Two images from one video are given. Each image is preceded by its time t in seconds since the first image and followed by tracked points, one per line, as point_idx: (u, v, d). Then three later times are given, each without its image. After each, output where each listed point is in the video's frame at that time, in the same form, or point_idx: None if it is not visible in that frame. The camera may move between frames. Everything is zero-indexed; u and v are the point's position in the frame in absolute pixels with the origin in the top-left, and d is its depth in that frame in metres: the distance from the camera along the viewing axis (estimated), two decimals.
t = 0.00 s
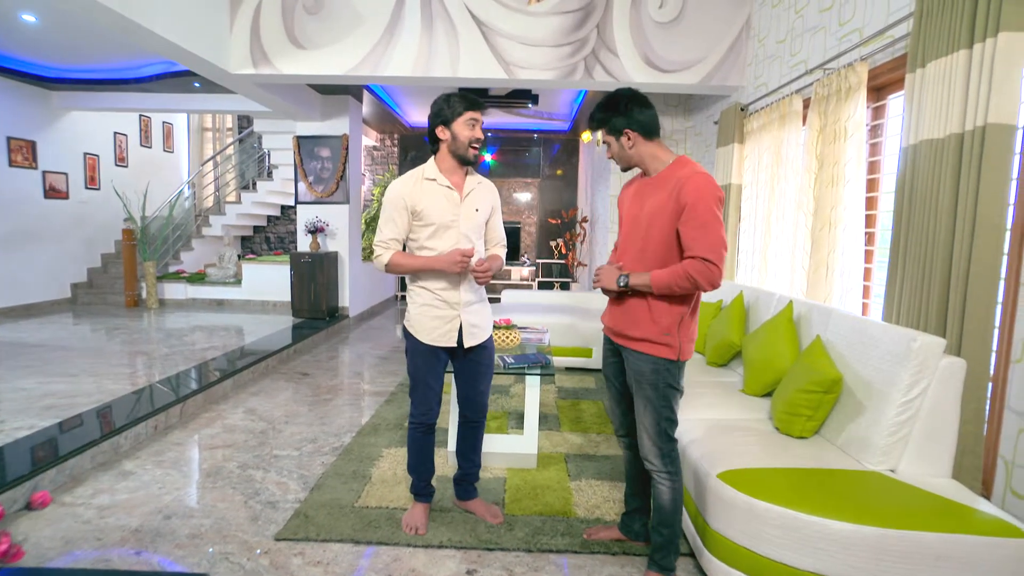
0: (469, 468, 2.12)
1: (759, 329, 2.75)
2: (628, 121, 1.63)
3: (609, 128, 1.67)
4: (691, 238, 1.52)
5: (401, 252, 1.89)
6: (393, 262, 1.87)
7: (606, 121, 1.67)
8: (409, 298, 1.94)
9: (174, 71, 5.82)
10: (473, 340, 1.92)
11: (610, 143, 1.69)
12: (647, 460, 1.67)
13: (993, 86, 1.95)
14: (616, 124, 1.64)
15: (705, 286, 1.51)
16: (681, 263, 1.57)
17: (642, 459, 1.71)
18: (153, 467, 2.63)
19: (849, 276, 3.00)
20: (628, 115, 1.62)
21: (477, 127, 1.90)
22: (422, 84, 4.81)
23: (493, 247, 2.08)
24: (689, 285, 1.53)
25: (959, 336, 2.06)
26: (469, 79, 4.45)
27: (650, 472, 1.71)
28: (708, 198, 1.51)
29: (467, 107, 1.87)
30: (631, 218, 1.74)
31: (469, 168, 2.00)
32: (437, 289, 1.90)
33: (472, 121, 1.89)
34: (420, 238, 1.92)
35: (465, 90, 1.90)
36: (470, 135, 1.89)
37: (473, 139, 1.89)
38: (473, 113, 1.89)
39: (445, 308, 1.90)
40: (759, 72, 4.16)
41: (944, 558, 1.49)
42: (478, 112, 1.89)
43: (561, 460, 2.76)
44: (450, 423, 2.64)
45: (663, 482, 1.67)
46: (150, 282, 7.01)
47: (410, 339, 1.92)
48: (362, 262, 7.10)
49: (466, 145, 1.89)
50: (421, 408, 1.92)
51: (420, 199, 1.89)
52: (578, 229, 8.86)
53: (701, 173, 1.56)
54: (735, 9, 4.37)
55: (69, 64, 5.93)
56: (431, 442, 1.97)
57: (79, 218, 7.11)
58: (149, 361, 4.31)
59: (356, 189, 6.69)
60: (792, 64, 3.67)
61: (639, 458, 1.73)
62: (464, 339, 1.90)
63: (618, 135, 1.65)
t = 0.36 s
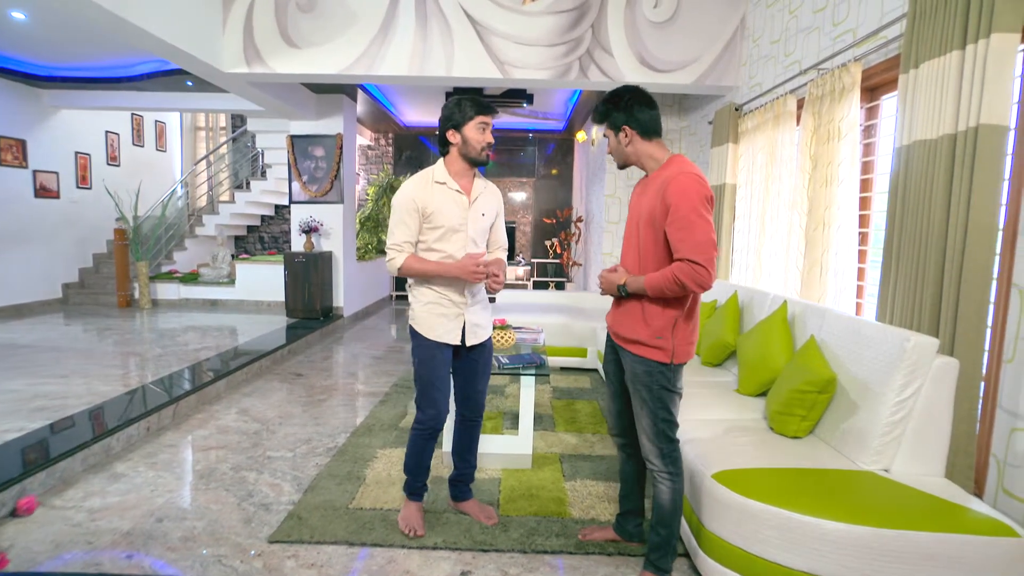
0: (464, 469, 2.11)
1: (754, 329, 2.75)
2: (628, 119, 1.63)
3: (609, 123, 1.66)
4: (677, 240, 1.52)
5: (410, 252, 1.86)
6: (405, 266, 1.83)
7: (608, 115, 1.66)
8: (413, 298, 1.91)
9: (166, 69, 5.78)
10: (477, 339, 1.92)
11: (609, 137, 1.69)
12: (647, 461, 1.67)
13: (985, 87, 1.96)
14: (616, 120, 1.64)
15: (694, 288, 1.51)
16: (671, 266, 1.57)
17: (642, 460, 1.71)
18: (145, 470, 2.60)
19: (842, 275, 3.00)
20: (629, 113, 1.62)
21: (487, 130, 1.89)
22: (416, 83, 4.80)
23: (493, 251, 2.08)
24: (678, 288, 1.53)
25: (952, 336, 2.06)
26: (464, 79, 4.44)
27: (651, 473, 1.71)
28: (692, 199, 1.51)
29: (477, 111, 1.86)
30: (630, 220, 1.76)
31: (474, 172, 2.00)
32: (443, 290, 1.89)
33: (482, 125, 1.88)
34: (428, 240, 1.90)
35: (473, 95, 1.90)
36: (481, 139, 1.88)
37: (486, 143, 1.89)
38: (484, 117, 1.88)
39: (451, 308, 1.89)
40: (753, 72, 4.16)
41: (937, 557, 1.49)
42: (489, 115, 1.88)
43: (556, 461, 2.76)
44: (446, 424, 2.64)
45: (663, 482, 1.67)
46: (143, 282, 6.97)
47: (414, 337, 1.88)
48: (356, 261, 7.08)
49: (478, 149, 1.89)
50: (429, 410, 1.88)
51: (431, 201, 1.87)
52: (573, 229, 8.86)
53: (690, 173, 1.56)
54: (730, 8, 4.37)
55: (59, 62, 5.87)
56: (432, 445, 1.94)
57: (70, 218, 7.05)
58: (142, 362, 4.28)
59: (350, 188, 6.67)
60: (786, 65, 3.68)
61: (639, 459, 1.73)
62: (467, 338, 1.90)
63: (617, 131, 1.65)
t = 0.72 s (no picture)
0: (458, 470, 2.10)
1: (748, 328, 2.75)
2: (640, 110, 1.61)
3: (621, 108, 1.63)
4: (673, 238, 1.51)
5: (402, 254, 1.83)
6: (396, 267, 1.81)
7: (621, 100, 1.63)
8: (403, 300, 1.89)
9: (158, 67, 5.73)
10: (467, 340, 1.92)
11: (614, 122, 1.66)
12: (643, 460, 1.67)
13: (979, 88, 1.97)
14: (627, 108, 1.62)
15: (689, 287, 1.51)
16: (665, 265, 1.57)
17: (638, 460, 1.70)
18: (136, 472, 2.58)
19: (836, 275, 3.00)
20: (645, 106, 1.61)
21: (479, 127, 1.89)
22: (410, 82, 4.78)
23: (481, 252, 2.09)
24: (672, 286, 1.53)
25: (945, 336, 2.07)
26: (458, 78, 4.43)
27: (646, 472, 1.71)
28: (688, 198, 1.51)
29: (470, 108, 1.85)
30: (623, 218, 1.76)
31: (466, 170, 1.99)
32: (436, 292, 1.87)
33: (475, 122, 1.87)
34: (420, 240, 1.88)
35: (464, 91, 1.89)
36: (473, 137, 1.87)
37: (478, 140, 1.88)
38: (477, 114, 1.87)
39: (443, 309, 1.88)
40: (748, 72, 4.17)
41: (931, 557, 1.49)
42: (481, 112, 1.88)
43: (551, 461, 2.76)
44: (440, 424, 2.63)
45: (659, 481, 1.66)
46: (135, 281, 6.92)
47: (405, 340, 1.86)
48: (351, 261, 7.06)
49: (471, 146, 1.88)
50: (420, 413, 1.86)
51: (424, 200, 1.85)
52: (568, 228, 8.86)
53: (687, 174, 1.55)
54: (724, 7, 4.38)
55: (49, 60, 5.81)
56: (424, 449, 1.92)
57: (61, 217, 7.00)
58: (134, 362, 4.24)
59: (344, 188, 6.64)
60: (780, 65, 3.69)
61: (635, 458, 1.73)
62: (459, 339, 1.90)
63: (627, 119, 1.63)
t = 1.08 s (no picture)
0: (453, 471, 2.09)
1: (743, 328, 2.74)
2: (634, 109, 1.61)
3: (615, 107, 1.61)
4: (668, 237, 1.51)
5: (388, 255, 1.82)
6: (382, 268, 1.79)
7: (615, 99, 1.61)
8: (391, 302, 1.87)
9: (150, 65, 5.69)
10: (457, 341, 1.92)
11: (607, 120, 1.64)
12: (633, 459, 1.66)
13: (972, 88, 1.97)
14: (621, 107, 1.61)
15: (686, 286, 1.50)
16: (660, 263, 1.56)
17: (628, 458, 1.70)
18: (128, 473, 2.56)
19: (830, 274, 3.00)
20: (639, 106, 1.61)
21: (465, 120, 1.88)
22: (405, 81, 4.76)
23: (467, 250, 2.08)
24: (669, 286, 1.52)
25: (939, 335, 2.07)
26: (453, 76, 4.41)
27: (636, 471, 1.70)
28: (683, 198, 1.51)
29: (455, 102, 1.84)
30: (612, 217, 1.75)
31: (451, 167, 1.98)
32: (425, 293, 1.86)
33: (461, 116, 1.86)
34: (406, 241, 1.87)
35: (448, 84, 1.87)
36: (460, 132, 1.86)
37: (464, 136, 1.88)
38: (462, 109, 1.86)
39: (432, 311, 1.86)
40: (743, 71, 4.17)
41: (925, 556, 1.49)
42: (467, 105, 1.86)
43: (546, 461, 2.75)
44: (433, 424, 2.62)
45: (649, 480, 1.66)
46: (128, 281, 6.88)
47: (395, 342, 1.84)
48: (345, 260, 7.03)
49: (457, 142, 1.87)
50: (410, 415, 1.85)
51: (410, 199, 1.84)
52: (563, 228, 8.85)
53: (680, 174, 1.55)
54: (719, 7, 4.38)
55: (39, 57, 5.76)
56: (415, 451, 1.91)
57: (53, 216, 6.94)
58: (126, 362, 4.21)
59: (339, 187, 6.61)
60: (775, 64, 3.69)
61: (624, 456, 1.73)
62: (448, 340, 1.89)
63: (622, 118, 1.62)
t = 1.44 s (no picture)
0: (449, 472, 2.08)
1: (739, 327, 2.74)
2: (631, 112, 1.61)
3: (614, 110, 1.59)
4: (660, 236, 1.51)
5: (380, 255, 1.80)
6: (374, 268, 1.76)
7: (614, 102, 1.59)
8: (383, 302, 1.85)
9: (143, 63, 5.64)
10: (450, 342, 1.90)
11: (605, 123, 1.61)
12: (619, 459, 1.65)
13: (967, 88, 1.97)
14: (619, 110, 1.59)
15: (679, 284, 1.51)
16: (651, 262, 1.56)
17: (614, 458, 1.69)
18: (119, 475, 2.54)
19: (825, 274, 3.00)
20: (635, 108, 1.61)
21: (452, 123, 1.85)
22: (401, 80, 4.74)
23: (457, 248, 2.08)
24: (663, 284, 1.52)
25: (933, 335, 2.08)
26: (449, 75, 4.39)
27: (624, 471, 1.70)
28: (675, 198, 1.51)
29: (442, 102, 1.81)
30: (600, 216, 1.74)
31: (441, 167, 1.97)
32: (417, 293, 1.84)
33: (447, 118, 1.83)
34: (396, 240, 1.86)
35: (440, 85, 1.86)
36: (444, 132, 1.84)
37: (449, 136, 1.85)
38: (449, 110, 1.83)
39: (425, 311, 1.85)
40: (738, 71, 4.17)
41: (920, 556, 1.49)
42: (455, 108, 1.84)
43: (541, 461, 2.74)
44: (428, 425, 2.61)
45: (637, 480, 1.65)
46: (121, 281, 6.83)
47: (388, 344, 1.82)
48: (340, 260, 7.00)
49: (441, 142, 1.85)
50: (403, 416, 1.84)
51: (401, 197, 1.83)
52: (559, 228, 8.85)
53: (670, 173, 1.56)
54: (714, 6, 4.38)
55: (30, 55, 5.71)
56: (408, 453, 1.89)
57: (45, 216, 6.89)
58: (119, 363, 4.18)
59: (333, 186, 6.58)
60: (771, 63, 3.69)
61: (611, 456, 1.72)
62: (442, 341, 1.88)
63: (620, 121, 1.60)
